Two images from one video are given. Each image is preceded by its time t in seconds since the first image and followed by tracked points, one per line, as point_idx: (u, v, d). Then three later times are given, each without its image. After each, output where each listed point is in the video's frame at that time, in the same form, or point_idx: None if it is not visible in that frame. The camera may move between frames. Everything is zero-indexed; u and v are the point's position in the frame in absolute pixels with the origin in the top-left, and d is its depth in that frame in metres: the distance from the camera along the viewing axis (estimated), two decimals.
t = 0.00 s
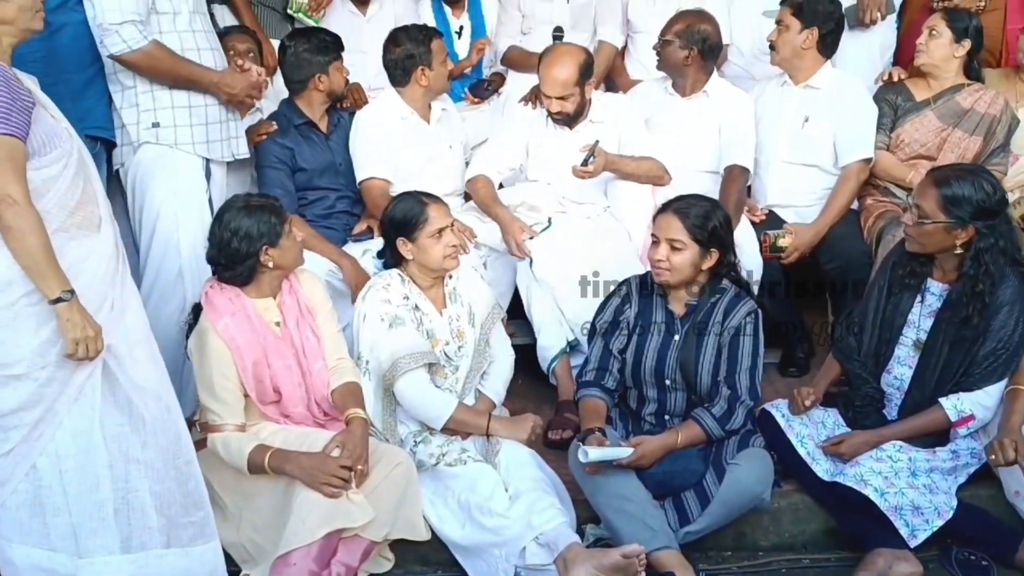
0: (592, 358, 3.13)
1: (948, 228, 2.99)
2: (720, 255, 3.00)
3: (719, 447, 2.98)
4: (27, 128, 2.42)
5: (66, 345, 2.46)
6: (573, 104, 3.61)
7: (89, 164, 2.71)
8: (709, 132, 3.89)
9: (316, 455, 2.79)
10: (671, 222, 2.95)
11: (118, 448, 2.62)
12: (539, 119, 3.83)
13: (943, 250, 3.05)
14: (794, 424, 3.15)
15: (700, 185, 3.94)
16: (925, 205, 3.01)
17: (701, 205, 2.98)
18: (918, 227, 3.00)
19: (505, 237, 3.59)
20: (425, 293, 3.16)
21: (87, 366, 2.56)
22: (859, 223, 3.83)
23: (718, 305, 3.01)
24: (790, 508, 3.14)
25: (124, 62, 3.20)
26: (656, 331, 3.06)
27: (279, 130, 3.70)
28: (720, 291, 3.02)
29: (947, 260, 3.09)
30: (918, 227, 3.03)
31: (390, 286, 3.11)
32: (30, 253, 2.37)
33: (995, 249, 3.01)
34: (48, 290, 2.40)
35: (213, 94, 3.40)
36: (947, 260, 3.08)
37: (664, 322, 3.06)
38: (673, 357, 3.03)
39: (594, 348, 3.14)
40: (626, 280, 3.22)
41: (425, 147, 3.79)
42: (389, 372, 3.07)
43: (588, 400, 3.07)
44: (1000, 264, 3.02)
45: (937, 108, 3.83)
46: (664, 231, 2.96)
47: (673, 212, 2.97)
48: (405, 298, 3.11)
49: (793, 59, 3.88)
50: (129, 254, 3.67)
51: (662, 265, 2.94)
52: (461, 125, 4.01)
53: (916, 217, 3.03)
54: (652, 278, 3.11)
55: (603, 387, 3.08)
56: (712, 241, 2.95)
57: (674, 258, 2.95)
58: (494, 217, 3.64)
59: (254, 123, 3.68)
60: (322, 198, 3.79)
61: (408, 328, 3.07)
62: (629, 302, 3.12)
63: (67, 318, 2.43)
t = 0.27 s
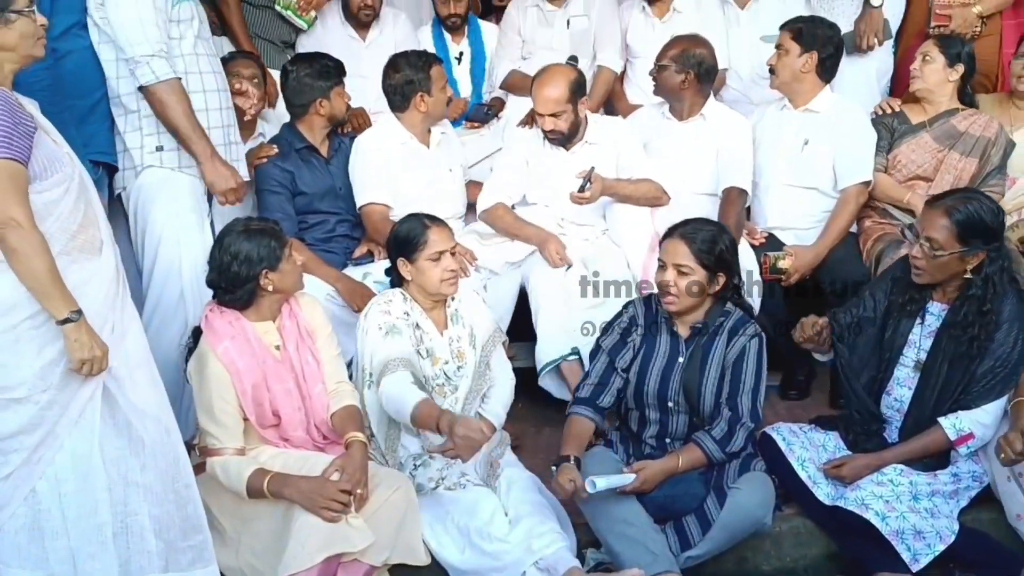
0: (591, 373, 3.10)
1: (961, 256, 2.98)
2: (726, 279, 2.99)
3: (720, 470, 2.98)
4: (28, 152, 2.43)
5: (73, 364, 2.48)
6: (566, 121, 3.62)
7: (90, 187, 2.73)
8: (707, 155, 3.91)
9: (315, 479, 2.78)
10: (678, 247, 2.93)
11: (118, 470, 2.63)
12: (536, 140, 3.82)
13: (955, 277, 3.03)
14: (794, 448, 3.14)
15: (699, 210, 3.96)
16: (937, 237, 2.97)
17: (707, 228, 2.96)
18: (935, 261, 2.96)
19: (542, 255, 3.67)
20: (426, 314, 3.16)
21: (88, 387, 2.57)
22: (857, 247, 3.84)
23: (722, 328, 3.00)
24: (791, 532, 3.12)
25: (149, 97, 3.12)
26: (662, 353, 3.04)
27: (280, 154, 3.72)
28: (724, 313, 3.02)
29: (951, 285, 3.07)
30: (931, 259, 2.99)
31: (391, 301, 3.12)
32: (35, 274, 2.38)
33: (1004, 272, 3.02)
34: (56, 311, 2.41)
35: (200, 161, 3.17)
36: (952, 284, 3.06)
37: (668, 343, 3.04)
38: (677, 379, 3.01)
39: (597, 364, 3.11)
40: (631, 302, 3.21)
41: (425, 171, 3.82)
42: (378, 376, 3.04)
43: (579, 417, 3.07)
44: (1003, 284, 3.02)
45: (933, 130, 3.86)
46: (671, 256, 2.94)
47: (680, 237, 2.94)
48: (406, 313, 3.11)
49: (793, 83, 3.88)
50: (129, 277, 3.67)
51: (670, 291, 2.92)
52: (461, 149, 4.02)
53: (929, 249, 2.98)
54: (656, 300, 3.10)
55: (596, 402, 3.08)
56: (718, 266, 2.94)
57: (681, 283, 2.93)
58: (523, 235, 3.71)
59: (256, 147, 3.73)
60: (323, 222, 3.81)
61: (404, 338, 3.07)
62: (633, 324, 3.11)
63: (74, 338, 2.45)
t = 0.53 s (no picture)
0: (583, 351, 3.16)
1: (964, 275, 2.97)
2: (727, 294, 2.97)
3: (721, 488, 2.96)
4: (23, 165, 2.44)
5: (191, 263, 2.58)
6: (571, 137, 3.63)
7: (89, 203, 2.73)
8: (705, 173, 3.92)
9: (314, 497, 2.77)
10: (677, 263, 2.92)
11: (116, 487, 2.62)
12: (537, 158, 3.84)
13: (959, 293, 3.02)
14: (795, 465, 3.12)
15: (700, 227, 3.95)
16: (939, 260, 2.94)
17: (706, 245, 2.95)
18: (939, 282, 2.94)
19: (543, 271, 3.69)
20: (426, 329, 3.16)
21: (83, 405, 2.58)
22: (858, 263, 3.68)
23: (725, 344, 2.98)
24: (793, 550, 3.09)
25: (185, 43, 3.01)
26: (663, 366, 3.02)
27: (280, 171, 3.73)
28: (726, 330, 3.00)
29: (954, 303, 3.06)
30: (936, 284, 2.97)
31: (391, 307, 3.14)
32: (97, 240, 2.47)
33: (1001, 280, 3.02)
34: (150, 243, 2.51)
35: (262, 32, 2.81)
36: (954, 302, 3.05)
37: (671, 358, 3.02)
38: (679, 395, 3.00)
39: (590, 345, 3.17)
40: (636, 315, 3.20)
41: (424, 189, 3.81)
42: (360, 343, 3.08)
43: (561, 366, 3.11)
44: (1005, 294, 3.02)
45: (930, 146, 3.80)
46: (671, 273, 2.93)
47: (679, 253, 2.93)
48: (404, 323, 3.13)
49: (792, 100, 3.91)
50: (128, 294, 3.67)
51: (670, 309, 2.91)
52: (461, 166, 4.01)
53: (932, 274, 2.96)
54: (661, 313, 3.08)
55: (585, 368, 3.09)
56: (718, 281, 2.93)
57: (681, 300, 2.92)
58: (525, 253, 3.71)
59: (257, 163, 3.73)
60: (323, 239, 3.82)
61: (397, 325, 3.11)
62: (636, 338, 3.10)
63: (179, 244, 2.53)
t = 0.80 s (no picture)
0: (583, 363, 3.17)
1: (954, 307, 2.96)
2: (719, 316, 2.98)
3: (721, 512, 2.95)
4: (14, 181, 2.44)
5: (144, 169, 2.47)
6: (580, 155, 3.67)
7: (91, 228, 2.75)
8: (704, 197, 3.93)
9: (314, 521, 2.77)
10: (665, 289, 2.94)
11: (116, 510, 2.62)
12: (540, 182, 3.85)
13: (950, 325, 3.02)
14: (796, 489, 3.12)
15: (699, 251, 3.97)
16: (928, 296, 2.94)
17: (694, 267, 2.96)
18: (930, 317, 2.94)
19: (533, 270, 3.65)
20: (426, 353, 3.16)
21: (87, 426, 2.58)
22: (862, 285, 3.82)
23: (722, 366, 2.98)
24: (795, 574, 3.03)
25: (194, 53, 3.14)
26: (662, 388, 3.02)
27: (281, 195, 3.75)
28: (724, 352, 3.00)
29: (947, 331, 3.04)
30: (930, 318, 2.96)
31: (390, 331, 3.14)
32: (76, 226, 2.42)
33: (993, 306, 3.01)
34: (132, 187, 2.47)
35: None
36: (949, 333, 3.03)
37: (669, 380, 3.02)
38: (678, 417, 2.99)
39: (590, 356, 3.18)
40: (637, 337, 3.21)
41: (426, 213, 3.82)
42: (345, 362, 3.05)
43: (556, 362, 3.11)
44: (998, 321, 3.01)
45: (929, 170, 3.87)
46: (659, 298, 2.96)
47: (666, 277, 2.95)
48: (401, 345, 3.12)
49: (791, 123, 3.91)
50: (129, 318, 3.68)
51: (661, 334, 2.93)
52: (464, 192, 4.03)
53: (922, 308, 2.96)
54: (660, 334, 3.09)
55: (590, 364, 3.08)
56: (708, 303, 2.94)
57: (672, 324, 2.94)
58: (516, 260, 3.69)
59: (257, 188, 3.74)
60: (323, 262, 3.83)
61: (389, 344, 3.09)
62: (634, 354, 3.10)
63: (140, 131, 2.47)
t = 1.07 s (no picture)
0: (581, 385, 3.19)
1: (950, 326, 2.96)
2: (715, 332, 2.98)
3: (723, 529, 2.94)
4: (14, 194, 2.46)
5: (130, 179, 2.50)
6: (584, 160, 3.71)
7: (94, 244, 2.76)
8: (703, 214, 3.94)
9: (314, 539, 2.76)
10: (660, 305, 2.94)
11: (123, 525, 2.62)
12: (542, 198, 3.86)
13: (945, 344, 3.01)
14: (798, 507, 3.10)
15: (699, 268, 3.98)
16: (923, 315, 2.93)
17: (686, 284, 2.96)
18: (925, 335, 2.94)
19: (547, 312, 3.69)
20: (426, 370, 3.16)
21: (93, 442, 2.58)
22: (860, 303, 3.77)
23: (721, 382, 2.97)
24: None
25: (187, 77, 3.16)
26: (662, 404, 3.02)
27: (282, 212, 3.74)
28: (722, 368, 3.00)
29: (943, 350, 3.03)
30: (925, 336, 2.96)
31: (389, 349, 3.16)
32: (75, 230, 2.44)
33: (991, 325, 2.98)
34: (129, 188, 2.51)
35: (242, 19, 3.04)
36: (946, 351, 3.03)
37: (668, 397, 3.02)
38: (677, 433, 2.99)
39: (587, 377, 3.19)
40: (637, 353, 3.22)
41: (427, 228, 3.85)
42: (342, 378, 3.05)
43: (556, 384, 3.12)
44: (995, 339, 2.99)
45: (929, 189, 3.83)
46: (654, 315, 2.96)
47: (663, 294, 2.95)
48: (400, 362, 3.13)
49: (790, 141, 3.91)
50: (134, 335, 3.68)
51: (659, 351, 2.94)
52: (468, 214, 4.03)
53: (918, 327, 2.95)
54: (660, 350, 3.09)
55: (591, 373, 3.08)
56: (704, 319, 2.94)
57: (669, 341, 2.94)
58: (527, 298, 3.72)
59: (259, 206, 3.75)
60: (324, 279, 3.81)
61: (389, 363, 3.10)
62: (634, 369, 3.09)
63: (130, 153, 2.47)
